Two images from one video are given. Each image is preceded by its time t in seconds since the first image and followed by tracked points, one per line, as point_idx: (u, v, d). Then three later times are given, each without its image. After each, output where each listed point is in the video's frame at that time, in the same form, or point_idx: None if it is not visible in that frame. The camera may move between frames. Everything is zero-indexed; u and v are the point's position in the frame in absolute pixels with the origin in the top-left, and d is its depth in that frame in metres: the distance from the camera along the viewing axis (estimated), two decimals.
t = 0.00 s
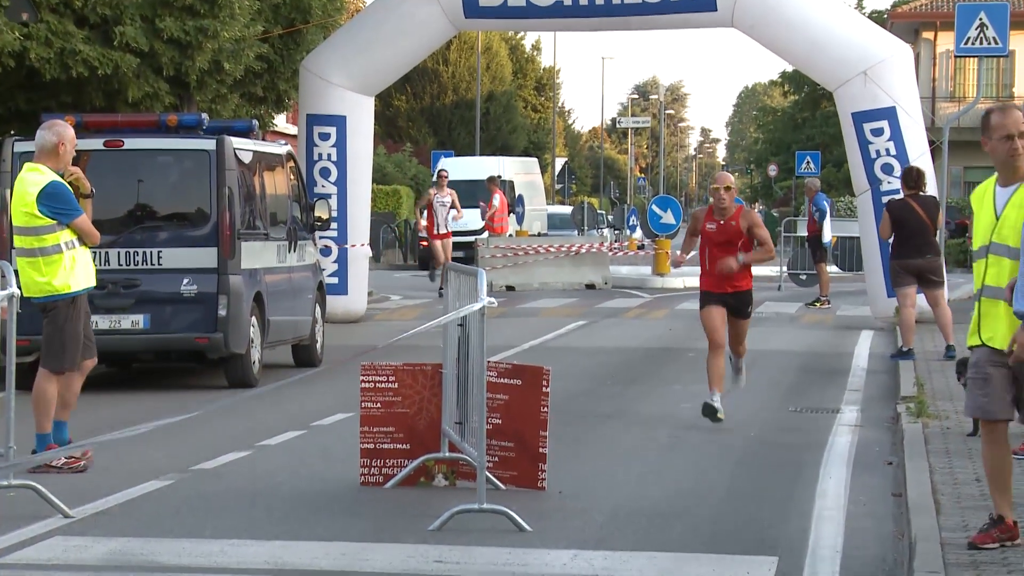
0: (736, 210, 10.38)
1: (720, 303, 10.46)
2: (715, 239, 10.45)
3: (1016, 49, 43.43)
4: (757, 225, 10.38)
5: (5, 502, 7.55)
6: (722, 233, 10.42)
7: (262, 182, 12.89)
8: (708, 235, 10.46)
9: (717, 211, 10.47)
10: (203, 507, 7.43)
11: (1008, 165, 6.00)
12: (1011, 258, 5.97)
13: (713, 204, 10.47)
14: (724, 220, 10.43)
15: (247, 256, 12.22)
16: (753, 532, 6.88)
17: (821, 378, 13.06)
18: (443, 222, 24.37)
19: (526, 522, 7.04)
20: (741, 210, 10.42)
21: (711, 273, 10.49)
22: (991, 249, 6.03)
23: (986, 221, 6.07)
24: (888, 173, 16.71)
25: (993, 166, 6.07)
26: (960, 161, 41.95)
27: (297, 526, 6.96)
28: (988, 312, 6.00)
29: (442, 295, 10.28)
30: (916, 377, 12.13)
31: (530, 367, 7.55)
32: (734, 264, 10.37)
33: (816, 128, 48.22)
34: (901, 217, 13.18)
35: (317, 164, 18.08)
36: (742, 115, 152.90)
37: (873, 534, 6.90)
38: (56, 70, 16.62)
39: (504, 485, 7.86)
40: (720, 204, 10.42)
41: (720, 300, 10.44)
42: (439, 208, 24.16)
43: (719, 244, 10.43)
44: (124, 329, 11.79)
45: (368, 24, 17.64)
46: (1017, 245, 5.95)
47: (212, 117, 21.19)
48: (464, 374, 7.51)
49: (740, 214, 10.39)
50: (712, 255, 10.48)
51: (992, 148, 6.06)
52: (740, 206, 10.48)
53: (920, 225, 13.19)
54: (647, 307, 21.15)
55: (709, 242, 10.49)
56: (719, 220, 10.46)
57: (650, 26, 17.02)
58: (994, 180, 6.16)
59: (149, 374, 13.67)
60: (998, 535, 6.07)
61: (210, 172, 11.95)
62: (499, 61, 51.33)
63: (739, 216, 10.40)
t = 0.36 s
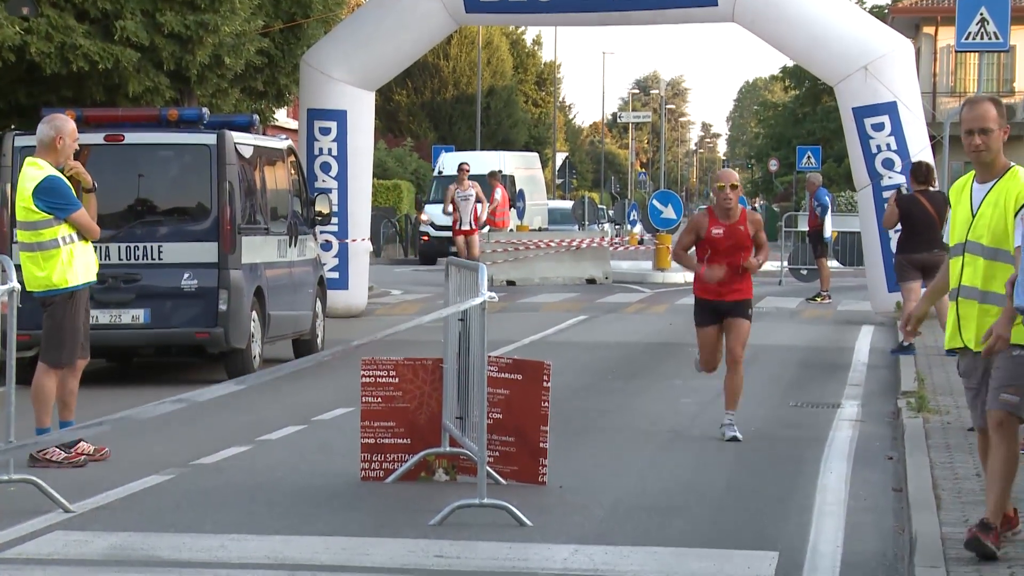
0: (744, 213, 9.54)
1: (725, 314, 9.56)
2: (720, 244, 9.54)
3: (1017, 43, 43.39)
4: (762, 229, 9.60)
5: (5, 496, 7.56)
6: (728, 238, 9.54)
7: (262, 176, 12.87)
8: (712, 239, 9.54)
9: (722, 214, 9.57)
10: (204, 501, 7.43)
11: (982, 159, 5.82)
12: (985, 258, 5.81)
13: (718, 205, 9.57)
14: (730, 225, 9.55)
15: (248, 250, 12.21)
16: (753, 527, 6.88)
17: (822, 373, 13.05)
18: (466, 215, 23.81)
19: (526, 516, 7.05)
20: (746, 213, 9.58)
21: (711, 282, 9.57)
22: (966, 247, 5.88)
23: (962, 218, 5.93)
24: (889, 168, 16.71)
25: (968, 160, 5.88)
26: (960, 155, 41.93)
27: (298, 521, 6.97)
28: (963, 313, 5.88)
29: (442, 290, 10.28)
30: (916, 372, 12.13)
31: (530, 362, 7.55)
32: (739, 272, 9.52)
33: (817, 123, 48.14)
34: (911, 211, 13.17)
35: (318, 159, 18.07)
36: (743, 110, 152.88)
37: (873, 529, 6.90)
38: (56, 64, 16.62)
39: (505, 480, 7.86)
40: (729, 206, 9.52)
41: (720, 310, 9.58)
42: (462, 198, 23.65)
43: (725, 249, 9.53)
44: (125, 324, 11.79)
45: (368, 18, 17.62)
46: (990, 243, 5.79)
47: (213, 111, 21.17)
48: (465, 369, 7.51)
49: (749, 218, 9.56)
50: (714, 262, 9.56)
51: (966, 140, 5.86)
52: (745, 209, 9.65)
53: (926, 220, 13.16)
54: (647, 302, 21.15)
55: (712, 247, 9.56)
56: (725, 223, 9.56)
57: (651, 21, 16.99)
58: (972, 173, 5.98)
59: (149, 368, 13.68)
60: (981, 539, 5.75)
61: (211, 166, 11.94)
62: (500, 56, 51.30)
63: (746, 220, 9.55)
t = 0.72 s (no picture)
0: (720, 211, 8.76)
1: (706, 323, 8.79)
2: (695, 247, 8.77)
3: (1010, 38, 43.41)
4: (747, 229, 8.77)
5: None
6: (704, 242, 8.76)
7: (255, 170, 12.85)
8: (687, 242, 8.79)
9: (698, 216, 8.82)
10: (198, 496, 7.43)
11: (972, 141, 5.74)
12: (970, 244, 5.72)
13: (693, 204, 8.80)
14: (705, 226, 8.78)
15: (242, 245, 12.20)
16: (747, 521, 6.89)
17: (815, 367, 13.06)
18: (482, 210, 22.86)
19: (520, 511, 7.05)
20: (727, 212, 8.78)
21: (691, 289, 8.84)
22: (950, 231, 5.76)
23: (946, 200, 5.82)
24: (882, 163, 16.67)
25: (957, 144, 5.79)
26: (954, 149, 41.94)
27: (292, 515, 6.97)
28: (942, 298, 5.76)
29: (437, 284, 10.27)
30: (910, 366, 12.14)
31: (524, 356, 7.55)
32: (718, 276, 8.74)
33: (810, 118, 48.13)
34: (911, 205, 13.06)
35: (312, 154, 18.06)
36: (737, 105, 152.86)
37: (867, 523, 6.91)
38: (50, 58, 16.58)
39: (498, 474, 7.86)
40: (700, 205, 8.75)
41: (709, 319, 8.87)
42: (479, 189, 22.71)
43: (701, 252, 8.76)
44: (118, 319, 11.78)
45: (362, 13, 17.60)
46: (975, 230, 5.69)
47: (206, 105, 21.12)
48: (459, 364, 7.51)
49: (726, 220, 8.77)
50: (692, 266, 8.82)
51: (951, 121, 5.78)
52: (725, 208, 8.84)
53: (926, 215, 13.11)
54: (641, 297, 21.16)
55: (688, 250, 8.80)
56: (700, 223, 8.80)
57: (645, 15, 16.99)
58: (960, 158, 5.88)
59: (143, 363, 13.66)
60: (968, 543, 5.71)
61: (204, 160, 11.92)
62: (494, 50, 51.26)
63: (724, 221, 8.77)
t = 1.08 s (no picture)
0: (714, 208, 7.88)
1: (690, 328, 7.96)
2: (685, 243, 7.89)
3: (997, 37, 43.56)
4: (736, 224, 7.94)
5: None
6: (696, 237, 7.87)
7: (244, 169, 12.83)
8: (676, 236, 7.90)
9: (690, 209, 7.90)
10: (187, 496, 7.41)
11: (941, 145, 5.42)
12: (944, 252, 5.38)
13: (682, 195, 7.89)
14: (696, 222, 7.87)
15: (230, 244, 12.17)
16: (736, 520, 6.89)
17: (805, 366, 13.08)
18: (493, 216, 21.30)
19: (509, 510, 7.04)
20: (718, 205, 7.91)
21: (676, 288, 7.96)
22: (924, 239, 5.46)
23: (924, 210, 5.50)
24: (871, 162, 16.71)
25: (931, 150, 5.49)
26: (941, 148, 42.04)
27: (281, 515, 6.95)
28: (915, 310, 5.44)
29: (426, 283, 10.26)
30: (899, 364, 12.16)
31: (513, 355, 7.56)
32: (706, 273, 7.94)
33: (799, 117, 48.23)
34: (903, 202, 12.99)
35: (301, 153, 18.03)
36: (726, 104, 153.08)
37: (856, 522, 6.91)
38: (38, 58, 16.54)
39: (488, 474, 7.84)
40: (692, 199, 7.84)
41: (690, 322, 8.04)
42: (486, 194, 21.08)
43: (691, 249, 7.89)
44: (107, 318, 11.75)
45: (351, 12, 17.58)
46: (947, 235, 5.37)
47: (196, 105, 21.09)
48: (448, 363, 7.51)
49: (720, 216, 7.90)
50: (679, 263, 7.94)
51: (923, 124, 5.48)
52: (717, 200, 7.95)
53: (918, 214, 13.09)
54: (630, 296, 21.18)
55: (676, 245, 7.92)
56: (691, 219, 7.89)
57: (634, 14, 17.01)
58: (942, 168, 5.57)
59: (131, 363, 13.63)
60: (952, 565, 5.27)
61: (193, 159, 11.89)
62: (483, 50, 51.30)
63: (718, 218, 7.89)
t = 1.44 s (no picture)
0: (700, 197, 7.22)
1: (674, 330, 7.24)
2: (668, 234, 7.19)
3: (995, 33, 43.59)
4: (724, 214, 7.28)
5: None
6: (680, 227, 7.17)
7: (242, 166, 12.83)
8: (658, 227, 7.19)
9: (675, 197, 7.22)
10: (185, 492, 7.41)
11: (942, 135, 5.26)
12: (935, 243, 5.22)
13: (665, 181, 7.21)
14: (682, 210, 7.18)
15: (228, 242, 12.15)
16: (734, 517, 6.88)
17: (802, 362, 13.09)
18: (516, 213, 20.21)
19: (507, 506, 7.05)
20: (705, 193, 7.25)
21: (656, 285, 7.26)
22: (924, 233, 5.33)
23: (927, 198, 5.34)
24: (869, 158, 16.70)
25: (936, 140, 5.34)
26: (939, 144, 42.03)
27: (279, 512, 6.96)
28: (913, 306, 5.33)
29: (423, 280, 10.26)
30: (897, 360, 12.18)
31: (510, 352, 7.56)
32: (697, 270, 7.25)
33: (797, 113, 48.24)
34: (900, 197, 13.10)
35: (298, 150, 18.00)
36: (724, 101, 153.08)
37: (854, 518, 6.91)
38: (35, 55, 16.53)
39: (486, 470, 7.84)
40: (678, 187, 7.16)
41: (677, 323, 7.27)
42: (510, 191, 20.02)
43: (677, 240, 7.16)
44: (105, 315, 11.76)
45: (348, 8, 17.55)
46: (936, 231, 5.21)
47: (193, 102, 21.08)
48: (445, 359, 7.51)
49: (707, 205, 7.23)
50: (660, 256, 7.22)
51: (927, 113, 5.31)
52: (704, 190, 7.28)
53: (917, 211, 13.08)
54: (628, 292, 21.20)
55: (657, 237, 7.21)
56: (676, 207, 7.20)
57: (631, 11, 17.02)
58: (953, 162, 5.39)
59: (130, 360, 13.64)
60: None
61: (190, 156, 11.88)
62: (480, 46, 51.31)
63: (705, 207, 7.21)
